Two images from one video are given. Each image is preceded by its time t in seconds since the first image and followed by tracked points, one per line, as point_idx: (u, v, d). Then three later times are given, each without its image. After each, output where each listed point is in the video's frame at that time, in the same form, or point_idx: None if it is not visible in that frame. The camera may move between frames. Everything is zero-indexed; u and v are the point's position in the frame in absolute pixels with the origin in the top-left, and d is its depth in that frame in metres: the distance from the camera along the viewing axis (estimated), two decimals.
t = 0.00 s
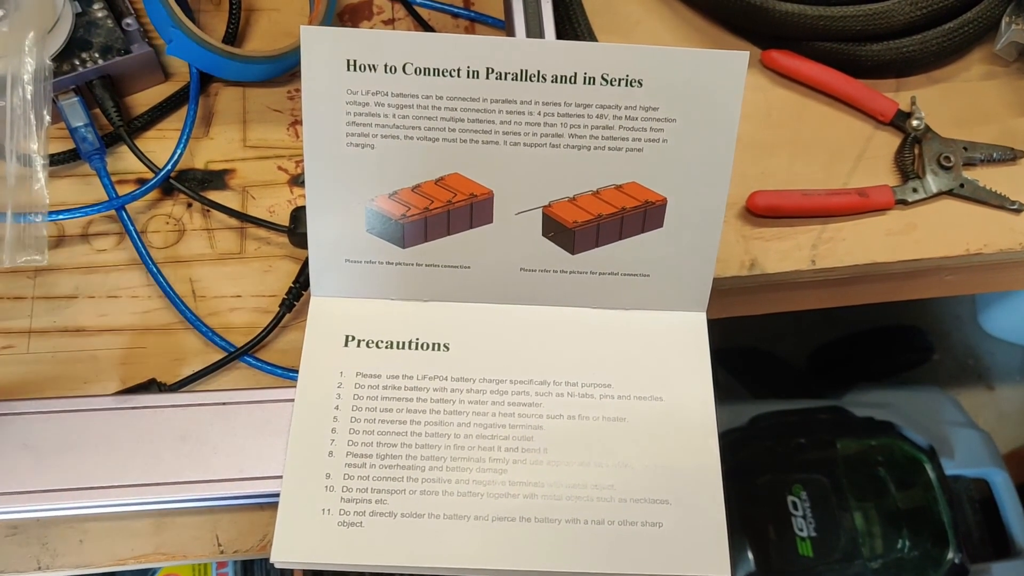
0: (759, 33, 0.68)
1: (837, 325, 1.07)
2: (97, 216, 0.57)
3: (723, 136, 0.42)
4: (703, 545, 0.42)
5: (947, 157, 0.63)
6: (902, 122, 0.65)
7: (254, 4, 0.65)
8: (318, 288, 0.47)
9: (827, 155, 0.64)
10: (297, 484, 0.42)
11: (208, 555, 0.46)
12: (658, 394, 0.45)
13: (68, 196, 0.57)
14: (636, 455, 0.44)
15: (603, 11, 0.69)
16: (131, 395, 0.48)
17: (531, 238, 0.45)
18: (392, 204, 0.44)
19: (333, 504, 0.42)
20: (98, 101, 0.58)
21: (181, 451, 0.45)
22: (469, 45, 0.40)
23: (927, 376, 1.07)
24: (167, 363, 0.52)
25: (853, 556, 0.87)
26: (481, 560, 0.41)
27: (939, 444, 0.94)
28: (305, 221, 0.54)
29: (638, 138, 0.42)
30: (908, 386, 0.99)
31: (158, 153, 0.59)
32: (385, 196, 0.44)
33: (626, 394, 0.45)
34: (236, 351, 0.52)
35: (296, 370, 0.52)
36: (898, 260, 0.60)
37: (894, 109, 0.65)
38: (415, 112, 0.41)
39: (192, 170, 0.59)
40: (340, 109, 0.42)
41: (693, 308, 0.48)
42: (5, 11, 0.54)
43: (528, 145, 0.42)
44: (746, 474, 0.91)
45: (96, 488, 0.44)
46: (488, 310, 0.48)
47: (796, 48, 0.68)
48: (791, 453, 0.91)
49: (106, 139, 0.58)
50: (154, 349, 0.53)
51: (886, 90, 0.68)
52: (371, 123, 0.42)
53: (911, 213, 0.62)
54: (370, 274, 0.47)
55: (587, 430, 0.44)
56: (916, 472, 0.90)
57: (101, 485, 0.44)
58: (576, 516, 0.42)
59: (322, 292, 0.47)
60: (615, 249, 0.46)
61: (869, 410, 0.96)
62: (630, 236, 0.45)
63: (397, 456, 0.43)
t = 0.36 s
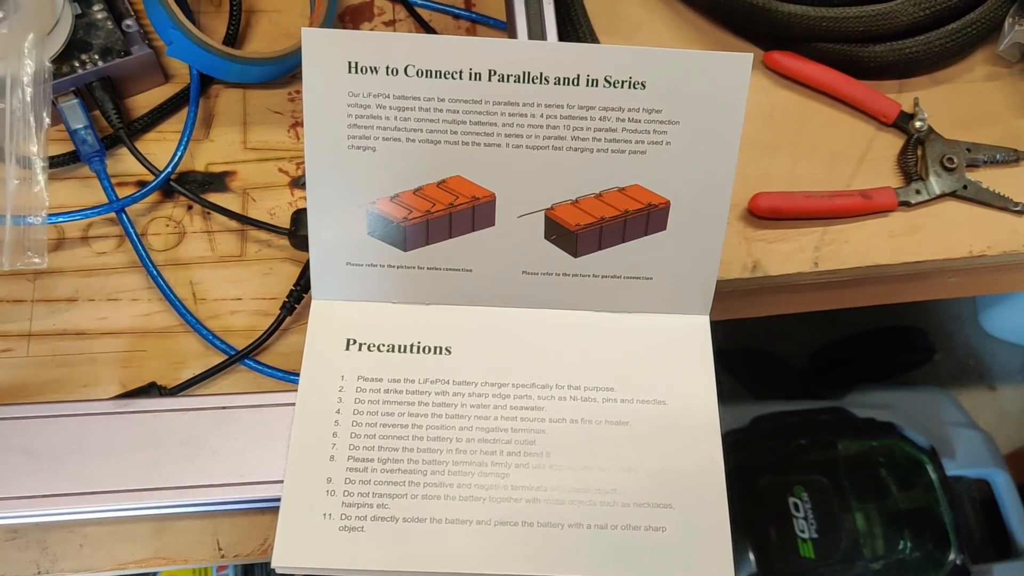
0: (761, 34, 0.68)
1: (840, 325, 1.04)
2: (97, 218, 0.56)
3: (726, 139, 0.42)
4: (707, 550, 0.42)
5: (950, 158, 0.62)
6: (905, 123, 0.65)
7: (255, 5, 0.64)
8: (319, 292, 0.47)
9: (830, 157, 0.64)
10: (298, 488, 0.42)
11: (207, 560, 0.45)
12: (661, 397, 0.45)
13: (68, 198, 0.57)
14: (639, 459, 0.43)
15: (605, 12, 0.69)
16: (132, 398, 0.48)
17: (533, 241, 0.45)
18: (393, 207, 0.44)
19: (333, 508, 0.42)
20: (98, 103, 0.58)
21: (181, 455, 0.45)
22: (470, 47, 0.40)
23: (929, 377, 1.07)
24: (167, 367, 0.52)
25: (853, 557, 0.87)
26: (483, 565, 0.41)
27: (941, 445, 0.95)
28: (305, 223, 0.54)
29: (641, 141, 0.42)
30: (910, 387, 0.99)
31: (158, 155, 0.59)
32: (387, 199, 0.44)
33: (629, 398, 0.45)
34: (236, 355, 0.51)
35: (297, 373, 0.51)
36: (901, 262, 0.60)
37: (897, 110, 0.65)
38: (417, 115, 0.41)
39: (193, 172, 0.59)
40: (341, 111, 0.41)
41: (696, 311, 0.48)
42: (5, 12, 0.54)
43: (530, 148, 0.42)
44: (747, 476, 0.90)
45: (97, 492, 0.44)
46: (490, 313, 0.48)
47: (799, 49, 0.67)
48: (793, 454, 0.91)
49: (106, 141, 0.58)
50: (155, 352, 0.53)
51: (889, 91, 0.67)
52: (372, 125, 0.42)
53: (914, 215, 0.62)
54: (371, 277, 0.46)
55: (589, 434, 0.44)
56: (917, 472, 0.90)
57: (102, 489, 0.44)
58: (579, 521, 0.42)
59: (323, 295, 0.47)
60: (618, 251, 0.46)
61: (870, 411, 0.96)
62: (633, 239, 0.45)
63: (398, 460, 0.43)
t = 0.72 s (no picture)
0: (748, 36, 0.69)
1: (832, 322, 1.07)
2: (90, 220, 0.57)
3: (708, 139, 0.43)
4: (691, 544, 0.42)
5: (935, 157, 0.63)
6: (891, 123, 0.65)
7: (246, 9, 0.65)
8: (309, 292, 0.48)
9: (817, 157, 0.65)
10: (287, 485, 0.42)
11: (201, 558, 0.46)
12: (647, 395, 0.46)
13: (61, 201, 0.58)
14: (624, 455, 0.44)
15: (594, 15, 0.70)
16: (124, 398, 0.48)
17: (519, 241, 0.46)
18: (381, 208, 0.44)
19: (322, 506, 0.42)
20: (91, 106, 0.58)
21: (173, 454, 0.46)
22: (454, 51, 0.40)
23: (921, 374, 1.08)
24: (160, 367, 0.53)
25: (847, 555, 0.87)
26: (469, 560, 0.41)
27: (934, 442, 0.95)
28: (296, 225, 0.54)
29: (623, 142, 0.43)
30: (902, 385, 1.00)
31: (151, 157, 0.60)
32: (374, 201, 0.44)
33: (615, 395, 0.46)
34: (229, 354, 0.52)
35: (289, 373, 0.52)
36: (887, 261, 0.60)
37: (883, 110, 0.65)
38: (402, 117, 0.42)
39: (185, 174, 0.59)
40: (328, 114, 0.42)
41: (682, 309, 0.49)
42: None
43: (515, 150, 0.43)
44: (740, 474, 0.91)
45: (88, 490, 0.44)
46: (478, 313, 0.48)
47: (786, 50, 0.68)
48: (785, 452, 0.92)
49: (100, 144, 0.59)
50: (147, 353, 0.53)
51: (875, 92, 0.68)
52: (359, 128, 0.42)
53: (900, 214, 0.62)
54: (360, 278, 0.47)
55: (575, 431, 0.44)
56: (911, 471, 0.91)
57: (94, 488, 0.44)
58: (565, 516, 0.42)
59: (312, 296, 0.48)
60: (604, 251, 0.46)
61: (862, 409, 0.96)
62: (618, 238, 0.46)
63: (386, 458, 0.43)
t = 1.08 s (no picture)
0: (764, 38, 0.69)
1: (841, 324, 1.05)
2: (107, 221, 0.57)
3: (733, 144, 0.43)
4: (713, 550, 0.42)
5: (952, 161, 0.63)
6: (907, 126, 0.65)
7: (263, 10, 0.65)
8: (329, 295, 0.48)
9: (833, 160, 0.64)
10: (309, 489, 0.42)
11: (218, 561, 0.46)
12: (669, 399, 0.46)
13: (78, 202, 0.57)
14: (647, 461, 0.44)
15: (610, 17, 0.69)
16: (143, 401, 0.48)
17: (541, 245, 0.46)
18: (402, 212, 0.44)
19: (344, 509, 0.42)
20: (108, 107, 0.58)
21: (193, 457, 0.46)
22: (479, 54, 0.40)
23: (930, 377, 1.08)
24: (177, 369, 0.53)
25: (855, 557, 0.87)
26: (492, 565, 0.41)
27: (942, 445, 0.95)
28: (314, 227, 0.54)
29: (647, 146, 0.43)
30: (912, 388, 1.00)
31: (168, 159, 0.59)
32: (396, 203, 0.44)
33: (636, 400, 0.45)
34: (246, 357, 0.52)
35: (307, 376, 0.52)
36: (904, 265, 0.60)
37: (900, 113, 0.65)
38: (426, 120, 0.42)
39: (202, 175, 0.59)
40: (351, 117, 0.42)
41: (702, 314, 0.48)
42: (15, 18, 0.54)
43: (538, 153, 0.43)
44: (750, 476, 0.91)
45: (108, 493, 0.44)
46: (498, 317, 0.48)
47: (802, 53, 0.68)
48: (794, 454, 0.92)
49: (116, 145, 0.59)
50: (165, 355, 0.53)
51: (891, 95, 0.68)
52: (381, 131, 0.42)
53: (916, 218, 0.62)
54: (380, 281, 0.47)
55: (598, 436, 0.44)
56: (920, 474, 0.91)
57: (114, 491, 0.44)
58: (588, 522, 0.42)
59: (332, 299, 0.48)
60: (625, 256, 0.46)
61: (873, 411, 0.96)
62: (640, 242, 0.46)
63: (409, 462, 0.43)
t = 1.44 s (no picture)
0: (771, 31, 0.68)
1: (841, 322, 1.07)
2: (103, 215, 0.56)
3: (742, 136, 0.42)
4: (720, 549, 0.41)
5: (960, 155, 0.62)
6: (915, 120, 0.64)
7: (262, 1, 0.64)
8: (330, 290, 0.47)
9: (840, 154, 0.64)
10: (309, 487, 0.41)
11: (217, 559, 0.45)
12: (675, 396, 0.45)
13: (74, 195, 0.56)
14: (653, 459, 0.43)
15: (614, 8, 0.68)
16: (139, 397, 0.47)
17: (545, 239, 0.45)
18: (404, 205, 0.44)
19: (345, 508, 0.41)
20: (104, 99, 0.57)
21: (190, 455, 0.45)
22: (483, 43, 0.39)
23: (934, 374, 1.07)
24: (175, 365, 0.52)
25: (858, 555, 0.86)
26: (495, 565, 0.40)
27: (944, 441, 0.94)
28: (314, 221, 0.53)
29: (655, 138, 0.42)
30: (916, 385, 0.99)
31: (166, 152, 0.58)
32: (398, 196, 0.43)
33: (643, 397, 0.45)
34: (245, 352, 0.51)
35: (307, 372, 0.51)
36: (912, 260, 0.59)
37: (908, 107, 0.64)
38: (429, 112, 0.41)
39: (200, 169, 0.58)
40: (353, 108, 0.41)
41: (709, 310, 0.48)
42: (11, 8, 0.54)
43: (544, 145, 0.42)
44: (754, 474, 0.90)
45: (102, 491, 0.43)
46: (502, 312, 0.47)
47: (809, 45, 0.67)
48: (798, 452, 0.91)
49: (113, 138, 0.58)
50: (162, 351, 0.52)
51: (899, 88, 0.67)
52: (383, 122, 0.41)
53: (924, 212, 0.61)
54: (382, 276, 0.46)
55: (603, 433, 0.43)
56: (922, 470, 0.90)
57: (107, 490, 0.43)
58: (593, 521, 0.41)
59: (332, 294, 0.47)
60: (630, 250, 0.45)
61: (878, 409, 0.95)
62: (645, 237, 0.45)
63: (411, 460, 0.42)
